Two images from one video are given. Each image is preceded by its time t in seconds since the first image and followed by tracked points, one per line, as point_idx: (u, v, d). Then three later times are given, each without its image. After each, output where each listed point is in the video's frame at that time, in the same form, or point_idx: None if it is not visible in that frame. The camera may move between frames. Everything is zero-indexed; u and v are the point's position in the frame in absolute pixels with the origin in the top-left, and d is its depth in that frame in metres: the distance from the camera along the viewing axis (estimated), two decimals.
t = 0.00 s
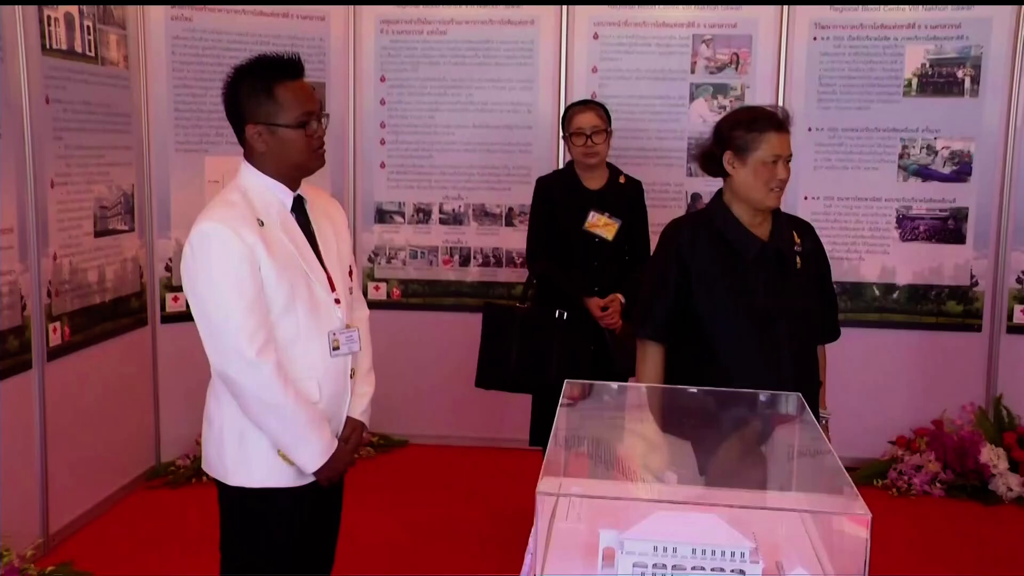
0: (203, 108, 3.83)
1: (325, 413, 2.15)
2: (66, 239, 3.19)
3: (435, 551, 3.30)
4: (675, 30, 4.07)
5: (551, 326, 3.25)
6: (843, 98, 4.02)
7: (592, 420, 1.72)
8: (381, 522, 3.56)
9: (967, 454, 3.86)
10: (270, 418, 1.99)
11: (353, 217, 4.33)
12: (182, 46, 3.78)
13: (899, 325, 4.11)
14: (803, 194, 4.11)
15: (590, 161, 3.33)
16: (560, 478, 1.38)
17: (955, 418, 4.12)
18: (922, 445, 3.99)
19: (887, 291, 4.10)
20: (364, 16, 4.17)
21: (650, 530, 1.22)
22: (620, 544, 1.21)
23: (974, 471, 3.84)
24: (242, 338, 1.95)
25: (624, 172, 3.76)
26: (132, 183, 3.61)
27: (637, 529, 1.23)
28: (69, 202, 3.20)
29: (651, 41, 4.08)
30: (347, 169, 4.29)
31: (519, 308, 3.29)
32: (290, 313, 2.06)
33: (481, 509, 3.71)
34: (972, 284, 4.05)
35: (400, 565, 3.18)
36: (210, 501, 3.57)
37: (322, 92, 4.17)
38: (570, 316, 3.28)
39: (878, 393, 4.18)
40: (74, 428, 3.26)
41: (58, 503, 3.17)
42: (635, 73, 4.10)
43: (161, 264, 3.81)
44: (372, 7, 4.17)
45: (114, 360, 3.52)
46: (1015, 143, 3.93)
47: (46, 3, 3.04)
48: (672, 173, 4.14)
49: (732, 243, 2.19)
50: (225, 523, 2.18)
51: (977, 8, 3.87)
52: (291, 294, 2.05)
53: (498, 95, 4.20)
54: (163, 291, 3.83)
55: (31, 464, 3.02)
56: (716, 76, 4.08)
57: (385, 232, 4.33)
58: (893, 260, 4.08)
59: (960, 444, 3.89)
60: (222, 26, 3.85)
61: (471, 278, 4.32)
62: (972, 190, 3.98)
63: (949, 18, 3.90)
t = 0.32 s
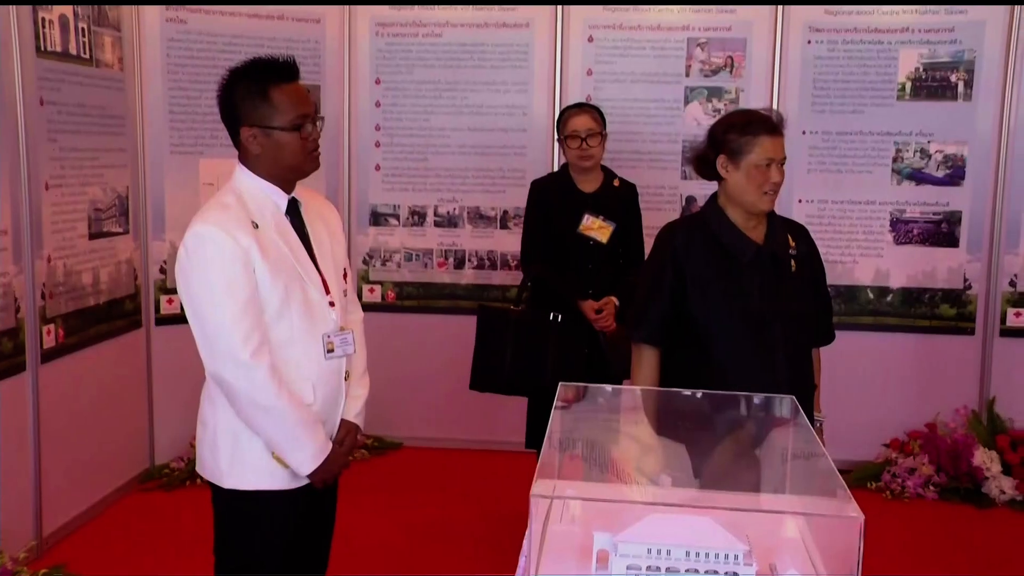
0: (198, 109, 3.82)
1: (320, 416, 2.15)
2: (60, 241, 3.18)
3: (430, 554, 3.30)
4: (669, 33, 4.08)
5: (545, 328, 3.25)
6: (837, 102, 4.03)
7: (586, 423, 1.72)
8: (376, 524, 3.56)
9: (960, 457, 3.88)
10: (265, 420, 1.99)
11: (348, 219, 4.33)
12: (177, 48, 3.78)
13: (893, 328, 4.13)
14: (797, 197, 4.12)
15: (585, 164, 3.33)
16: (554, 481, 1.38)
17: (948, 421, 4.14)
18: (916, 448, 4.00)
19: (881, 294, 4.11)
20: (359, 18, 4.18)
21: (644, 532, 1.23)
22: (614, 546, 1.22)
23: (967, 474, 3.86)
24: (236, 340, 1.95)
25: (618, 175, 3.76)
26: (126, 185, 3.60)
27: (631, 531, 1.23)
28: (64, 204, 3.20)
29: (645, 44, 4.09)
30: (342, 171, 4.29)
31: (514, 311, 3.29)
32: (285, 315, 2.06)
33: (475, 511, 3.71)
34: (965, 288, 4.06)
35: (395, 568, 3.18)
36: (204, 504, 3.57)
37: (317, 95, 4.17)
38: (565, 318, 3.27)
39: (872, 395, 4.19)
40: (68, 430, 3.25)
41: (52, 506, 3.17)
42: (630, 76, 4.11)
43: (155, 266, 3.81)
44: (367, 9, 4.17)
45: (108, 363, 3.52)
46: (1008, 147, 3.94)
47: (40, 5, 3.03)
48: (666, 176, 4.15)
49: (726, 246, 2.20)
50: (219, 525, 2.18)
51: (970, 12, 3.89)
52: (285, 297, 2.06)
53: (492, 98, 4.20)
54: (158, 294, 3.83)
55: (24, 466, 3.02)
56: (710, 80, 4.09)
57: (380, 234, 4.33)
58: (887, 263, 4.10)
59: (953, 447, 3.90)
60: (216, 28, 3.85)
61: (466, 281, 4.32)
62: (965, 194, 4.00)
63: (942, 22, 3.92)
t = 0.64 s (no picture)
0: (192, 110, 3.82)
1: (313, 416, 2.14)
2: (53, 242, 3.17)
3: (424, 555, 3.30)
4: (663, 33, 4.08)
5: (539, 328, 3.25)
6: (831, 102, 4.04)
7: (579, 424, 1.72)
8: (371, 525, 3.56)
9: (953, 456, 3.89)
10: (257, 421, 1.99)
11: (342, 220, 4.33)
12: (171, 49, 3.77)
13: (886, 328, 4.14)
14: (791, 198, 4.13)
15: (579, 164, 3.34)
16: (548, 482, 1.38)
17: (941, 421, 4.15)
18: (909, 448, 4.01)
19: (874, 294, 4.12)
20: (353, 19, 4.17)
21: (636, 532, 1.23)
22: (607, 547, 1.23)
23: (960, 473, 3.87)
24: (229, 340, 1.95)
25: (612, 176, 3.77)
26: (120, 186, 3.60)
27: (624, 530, 1.24)
28: (56, 206, 3.19)
29: (639, 45, 4.10)
30: (336, 172, 4.29)
31: (508, 311, 3.29)
32: (277, 316, 2.06)
33: (470, 511, 3.71)
34: (958, 288, 4.07)
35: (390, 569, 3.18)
36: (198, 505, 3.56)
37: (311, 95, 4.16)
38: (558, 319, 3.28)
39: (865, 396, 4.20)
40: (60, 432, 3.25)
41: (45, 507, 3.16)
42: (624, 77, 4.12)
43: (149, 267, 3.80)
44: (362, 9, 4.17)
45: (102, 364, 3.51)
46: (1001, 147, 3.95)
47: (33, 5, 3.03)
48: (660, 177, 4.15)
49: (721, 247, 2.20)
50: (212, 526, 2.18)
51: (962, 14, 3.90)
52: (278, 297, 2.05)
53: (486, 98, 4.21)
54: (151, 295, 3.82)
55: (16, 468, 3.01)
56: (704, 80, 4.10)
57: (374, 235, 4.33)
58: (880, 263, 4.11)
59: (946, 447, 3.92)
60: (210, 29, 3.85)
61: (460, 282, 4.32)
62: (958, 194, 4.01)
63: (935, 23, 3.93)
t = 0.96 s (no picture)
0: (184, 106, 3.81)
1: (305, 412, 2.15)
2: (45, 239, 3.17)
3: (417, 551, 3.31)
4: (656, 29, 4.09)
5: (532, 324, 3.26)
6: (823, 98, 4.04)
7: (571, 419, 1.73)
8: (365, 521, 3.56)
9: (945, 450, 3.91)
10: (249, 417, 2.00)
11: (335, 216, 4.33)
12: (163, 44, 3.76)
13: (878, 323, 4.15)
14: (783, 193, 4.14)
15: (572, 160, 3.34)
16: (539, 476, 1.39)
17: (933, 415, 4.17)
18: (901, 442, 4.03)
19: (867, 289, 4.14)
20: (346, 14, 4.17)
21: (628, 527, 1.25)
22: (599, 540, 1.23)
23: (951, 467, 3.89)
24: (220, 336, 1.95)
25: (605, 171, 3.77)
26: (112, 182, 3.59)
27: (616, 525, 1.25)
28: (48, 202, 3.18)
29: (632, 40, 4.10)
30: (328, 168, 4.29)
31: (501, 306, 3.30)
32: (269, 311, 2.06)
33: (464, 506, 3.72)
34: (950, 283, 4.09)
35: (384, 565, 3.18)
36: (192, 501, 3.56)
37: (303, 91, 4.16)
38: (551, 315, 3.28)
39: (857, 390, 4.22)
40: (53, 428, 3.24)
41: (37, 504, 3.16)
42: (616, 73, 4.12)
43: (141, 263, 3.80)
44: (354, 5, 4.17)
45: (94, 360, 3.50)
46: (992, 142, 3.97)
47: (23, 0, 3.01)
48: (653, 172, 4.16)
49: (713, 242, 2.20)
50: (205, 522, 2.18)
51: (954, 9, 3.91)
52: (270, 293, 2.05)
53: (478, 94, 4.20)
54: (144, 291, 3.81)
55: (8, 465, 3.00)
56: (696, 76, 4.10)
57: (367, 231, 4.33)
58: (872, 258, 4.12)
59: (937, 440, 3.94)
60: (203, 25, 3.84)
61: (453, 277, 4.33)
62: (950, 189, 4.03)
63: (926, 19, 3.94)
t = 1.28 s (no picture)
0: (168, 103, 3.79)
1: (290, 409, 2.15)
2: (28, 235, 3.15)
3: (402, 548, 3.31)
4: (641, 27, 4.10)
5: (517, 321, 3.27)
6: (807, 96, 4.07)
7: (554, 416, 1.74)
8: (351, 518, 3.56)
9: (928, 447, 3.95)
10: (233, 413, 2.00)
11: (321, 213, 4.32)
12: (148, 41, 3.75)
13: (861, 320, 4.18)
14: (768, 191, 4.16)
15: (558, 157, 3.36)
16: (523, 472, 1.40)
17: (915, 412, 4.20)
18: (884, 439, 4.06)
19: (850, 287, 4.17)
20: (332, 11, 4.16)
21: (611, 523, 1.25)
22: (583, 536, 1.24)
23: (933, 464, 3.93)
24: (204, 333, 1.95)
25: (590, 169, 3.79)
26: (96, 179, 3.58)
27: (599, 520, 1.26)
28: (31, 198, 3.16)
29: (617, 39, 4.11)
30: (314, 165, 4.28)
31: (487, 303, 3.31)
32: (254, 308, 2.06)
33: (450, 504, 3.73)
34: (932, 280, 4.12)
35: (370, 562, 3.19)
36: (177, 499, 3.55)
37: (288, 89, 4.15)
38: (537, 312, 3.29)
39: (840, 387, 4.25)
40: (36, 426, 3.23)
41: (20, 501, 3.15)
42: (602, 70, 4.13)
43: (126, 260, 3.79)
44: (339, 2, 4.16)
45: (78, 357, 3.49)
46: (974, 141, 4.00)
47: None
48: (638, 170, 4.17)
49: (699, 239, 2.22)
50: (189, 521, 2.18)
51: (936, 9, 3.94)
52: (254, 289, 2.05)
53: (464, 92, 4.21)
54: (129, 288, 3.80)
55: None
56: (682, 74, 4.11)
57: (353, 228, 4.33)
58: (856, 256, 4.15)
59: (920, 437, 3.98)
60: (187, 21, 3.83)
61: (438, 275, 4.33)
62: (932, 187, 4.06)
63: (909, 18, 3.97)
